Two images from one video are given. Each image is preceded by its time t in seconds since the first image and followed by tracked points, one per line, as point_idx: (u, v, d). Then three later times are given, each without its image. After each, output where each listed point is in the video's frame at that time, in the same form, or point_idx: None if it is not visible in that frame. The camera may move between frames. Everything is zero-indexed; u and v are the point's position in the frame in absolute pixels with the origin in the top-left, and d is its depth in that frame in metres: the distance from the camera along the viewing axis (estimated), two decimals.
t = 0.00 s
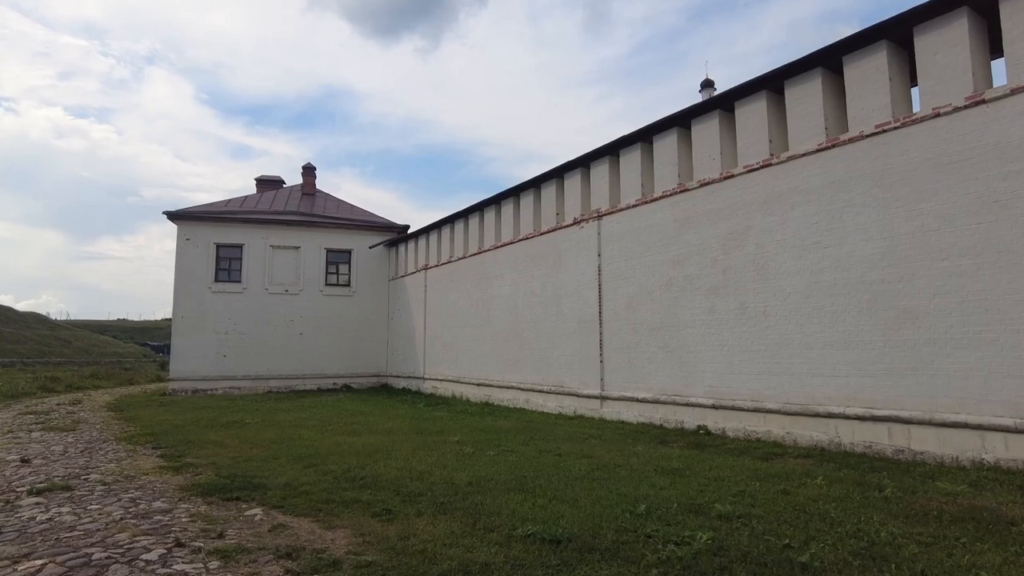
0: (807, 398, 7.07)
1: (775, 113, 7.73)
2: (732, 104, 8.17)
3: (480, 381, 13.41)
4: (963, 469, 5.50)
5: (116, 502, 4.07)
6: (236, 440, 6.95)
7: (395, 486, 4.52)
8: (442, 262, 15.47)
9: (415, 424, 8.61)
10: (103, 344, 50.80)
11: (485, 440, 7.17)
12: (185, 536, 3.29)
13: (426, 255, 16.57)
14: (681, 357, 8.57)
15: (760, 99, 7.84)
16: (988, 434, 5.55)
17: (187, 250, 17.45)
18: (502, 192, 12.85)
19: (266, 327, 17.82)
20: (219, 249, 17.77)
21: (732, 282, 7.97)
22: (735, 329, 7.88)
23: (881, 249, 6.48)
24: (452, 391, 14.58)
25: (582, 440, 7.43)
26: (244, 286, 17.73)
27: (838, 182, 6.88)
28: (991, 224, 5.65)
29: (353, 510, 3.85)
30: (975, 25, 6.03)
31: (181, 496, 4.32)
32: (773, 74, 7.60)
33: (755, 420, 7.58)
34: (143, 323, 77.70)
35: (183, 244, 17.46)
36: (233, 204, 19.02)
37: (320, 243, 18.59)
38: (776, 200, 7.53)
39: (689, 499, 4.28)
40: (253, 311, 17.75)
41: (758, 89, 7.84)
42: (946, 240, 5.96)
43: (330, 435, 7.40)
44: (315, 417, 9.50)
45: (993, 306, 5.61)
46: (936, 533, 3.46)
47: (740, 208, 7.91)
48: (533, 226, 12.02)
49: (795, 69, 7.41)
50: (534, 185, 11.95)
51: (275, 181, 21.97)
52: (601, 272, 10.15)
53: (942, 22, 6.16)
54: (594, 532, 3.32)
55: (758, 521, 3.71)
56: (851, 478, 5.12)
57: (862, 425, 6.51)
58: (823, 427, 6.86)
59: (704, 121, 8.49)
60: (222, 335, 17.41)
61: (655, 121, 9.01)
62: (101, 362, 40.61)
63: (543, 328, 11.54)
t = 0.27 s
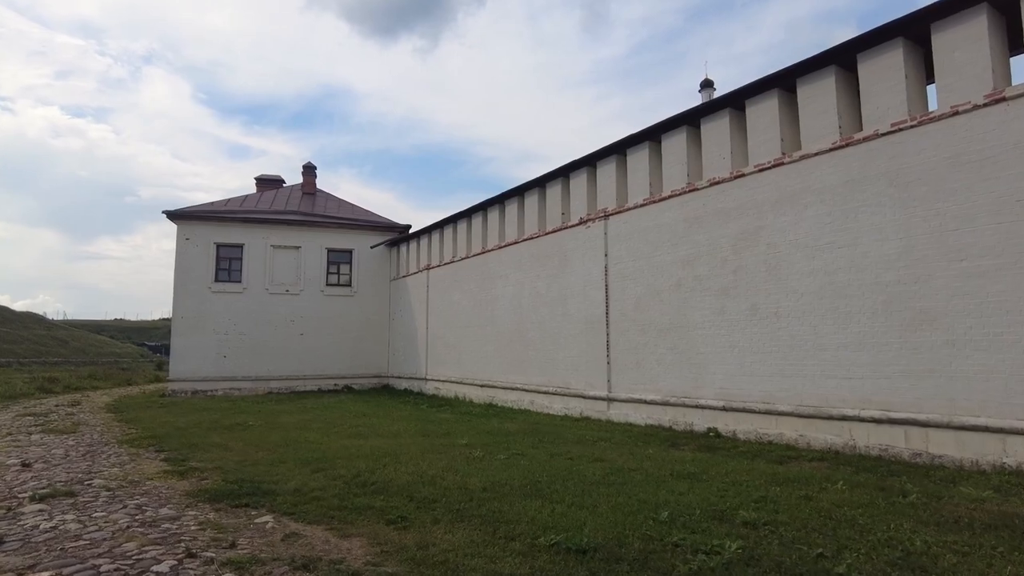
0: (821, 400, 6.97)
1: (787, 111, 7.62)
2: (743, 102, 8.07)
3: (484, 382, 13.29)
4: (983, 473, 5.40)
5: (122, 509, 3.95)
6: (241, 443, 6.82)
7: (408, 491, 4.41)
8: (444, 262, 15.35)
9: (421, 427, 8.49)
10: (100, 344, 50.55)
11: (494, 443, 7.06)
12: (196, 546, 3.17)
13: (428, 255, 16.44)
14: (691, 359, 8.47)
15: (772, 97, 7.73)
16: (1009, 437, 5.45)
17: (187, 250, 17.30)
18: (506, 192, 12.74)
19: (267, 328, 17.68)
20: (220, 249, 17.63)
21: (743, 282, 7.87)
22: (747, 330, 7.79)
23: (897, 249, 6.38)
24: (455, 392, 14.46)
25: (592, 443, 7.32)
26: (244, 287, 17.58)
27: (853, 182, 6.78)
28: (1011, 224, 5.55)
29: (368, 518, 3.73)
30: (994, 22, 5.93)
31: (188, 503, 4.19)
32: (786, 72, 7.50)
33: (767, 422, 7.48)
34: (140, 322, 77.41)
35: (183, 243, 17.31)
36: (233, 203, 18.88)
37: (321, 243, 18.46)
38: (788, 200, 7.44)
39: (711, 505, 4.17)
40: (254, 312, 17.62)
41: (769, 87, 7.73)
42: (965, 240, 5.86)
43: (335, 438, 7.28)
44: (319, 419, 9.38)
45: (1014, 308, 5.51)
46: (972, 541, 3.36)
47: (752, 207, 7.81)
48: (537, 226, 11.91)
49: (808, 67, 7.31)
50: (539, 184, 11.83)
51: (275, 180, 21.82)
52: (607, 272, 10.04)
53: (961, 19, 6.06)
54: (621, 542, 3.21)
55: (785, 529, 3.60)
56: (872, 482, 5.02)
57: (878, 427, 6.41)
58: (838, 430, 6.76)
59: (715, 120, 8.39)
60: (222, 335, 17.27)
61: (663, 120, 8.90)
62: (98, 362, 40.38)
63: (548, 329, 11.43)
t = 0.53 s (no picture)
0: (837, 403, 6.87)
1: (801, 111, 7.55)
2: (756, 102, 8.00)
3: (490, 385, 13.19)
4: (1008, 478, 5.31)
5: (134, 514, 3.84)
6: (250, 446, 6.72)
7: (426, 496, 4.32)
8: (449, 264, 15.27)
9: (430, 429, 8.40)
10: (99, 347, 50.36)
11: (507, 446, 6.95)
12: (214, 552, 3.07)
13: (432, 257, 16.36)
14: (703, 361, 8.38)
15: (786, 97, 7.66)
16: None
17: (189, 252, 17.20)
18: (513, 193, 12.66)
19: (269, 330, 17.57)
20: (222, 250, 17.53)
21: (757, 284, 7.79)
22: (761, 333, 7.71)
23: (916, 250, 6.29)
24: (460, 395, 14.35)
25: (606, 446, 7.22)
26: (247, 288, 17.48)
27: (870, 182, 6.71)
28: None
29: (388, 523, 3.63)
30: (1015, 20, 5.86)
31: (202, 507, 4.09)
32: (801, 71, 7.43)
33: (782, 425, 7.39)
34: (139, 325, 77.17)
35: (185, 245, 17.21)
36: (236, 204, 18.78)
37: (324, 245, 18.36)
38: (803, 201, 7.36)
39: (738, 509, 4.08)
40: (256, 314, 17.51)
41: (784, 87, 7.66)
42: (986, 241, 5.78)
43: (345, 441, 7.18)
44: (326, 422, 9.28)
45: None
46: (1013, 548, 3.26)
47: (766, 208, 7.74)
48: (545, 228, 11.82)
49: (823, 67, 7.24)
50: (546, 185, 11.75)
51: (278, 182, 21.74)
52: (617, 273, 9.96)
53: (981, 17, 5.99)
54: (654, 549, 3.11)
55: (819, 535, 3.49)
56: (897, 487, 4.92)
57: (896, 431, 6.31)
58: (855, 433, 6.66)
59: (728, 120, 8.32)
60: (224, 338, 17.16)
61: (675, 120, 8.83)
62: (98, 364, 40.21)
63: (556, 331, 11.34)
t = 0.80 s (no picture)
0: (849, 410, 6.79)
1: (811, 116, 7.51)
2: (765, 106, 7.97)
3: (491, 391, 13.06)
4: None
5: (140, 526, 3.70)
6: (252, 454, 6.59)
7: (440, 506, 4.20)
8: (449, 269, 15.16)
9: (434, 436, 8.28)
10: (91, 352, 49.88)
11: (514, 454, 6.83)
12: (228, 568, 2.95)
13: (432, 262, 16.25)
14: (711, 368, 8.30)
15: (796, 101, 7.63)
16: None
17: (186, 256, 17.03)
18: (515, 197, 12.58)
19: (267, 335, 17.40)
20: (220, 254, 17.36)
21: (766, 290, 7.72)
22: (771, 339, 7.64)
23: (930, 256, 6.24)
24: (461, 401, 14.22)
25: (615, 454, 7.11)
26: (244, 293, 17.31)
27: (882, 187, 6.66)
28: None
29: (405, 536, 3.51)
30: None
31: (210, 519, 3.95)
32: (811, 76, 7.40)
33: (792, 433, 7.30)
34: (131, 330, 76.55)
35: (182, 248, 17.04)
36: (234, 208, 18.63)
37: (323, 249, 18.22)
38: (813, 206, 7.30)
39: (761, 520, 3.99)
40: (254, 318, 17.33)
41: (794, 92, 7.64)
42: (1002, 246, 5.72)
43: (349, 449, 7.05)
44: (328, 429, 9.13)
45: None
46: None
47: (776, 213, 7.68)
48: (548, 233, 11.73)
49: (833, 71, 7.20)
50: (549, 190, 11.67)
51: (275, 186, 21.59)
52: (622, 279, 9.87)
53: (995, 22, 5.97)
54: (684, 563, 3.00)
55: (849, 548, 3.39)
56: (918, 496, 4.83)
57: (910, 438, 6.22)
58: (867, 441, 6.57)
59: (736, 125, 8.29)
60: (221, 343, 16.98)
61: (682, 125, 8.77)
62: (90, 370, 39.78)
63: (559, 337, 11.24)
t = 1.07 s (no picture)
0: (858, 408, 6.72)
1: (818, 112, 7.44)
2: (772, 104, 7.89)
3: (490, 391, 12.94)
4: None
5: (142, 529, 3.56)
6: (253, 454, 6.44)
7: (452, 508, 4.09)
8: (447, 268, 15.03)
9: (436, 436, 8.16)
10: (81, 352, 49.36)
11: (520, 454, 6.71)
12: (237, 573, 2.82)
13: (430, 261, 16.11)
14: (717, 367, 8.22)
15: (803, 99, 7.56)
16: None
17: (180, 254, 16.82)
18: (515, 196, 12.46)
19: (262, 334, 17.21)
20: (214, 253, 17.15)
21: (773, 288, 7.65)
22: (778, 337, 7.56)
23: (941, 253, 6.17)
24: (459, 401, 14.09)
25: (621, 454, 7.01)
26: (239, 292, 17.12)
27: (891, 184, 6.60)
28: None
29: (419, 539, 3.39)
30: None
31: (214, 521, 3.81)
32: (819, 72, 7.33)
33: (799, 432, 7.23)
34: (122, 330, 75.85)
35: (176, 247, 16.83)
36: (228, 206, 18.42)
37: (319, 248, 18.04)
38: (821, 204, 7.24)
39: (782, 520, 3.89)
40: (249, 318, 17.14)
41: (801, 89, 7.56)
42: (1016, 243, 5.65)
43: (351, 449, 6.91)
44: (327, 429, 8.98)
45: None
46: None
47: (782, 211, 7.61)
48: (549, 231, 11.62)
49: (842, 67, 7.13)
50: (550, 188, 11.57)
51: (270, 184, 21.38)
52: (624, 277, 9.78)
53: (1007, 17, 5.91)
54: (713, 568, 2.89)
55: (877, 549, 3.29)
56: (935, 495, 4.75)
57: (921, 437, 6.15)
58: (877, 440, 6.50)
59: (742, 122, 8.20)
60: (216, 342, 16.78)
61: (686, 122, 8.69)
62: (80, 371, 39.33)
63: (560, 336, 11.13)
